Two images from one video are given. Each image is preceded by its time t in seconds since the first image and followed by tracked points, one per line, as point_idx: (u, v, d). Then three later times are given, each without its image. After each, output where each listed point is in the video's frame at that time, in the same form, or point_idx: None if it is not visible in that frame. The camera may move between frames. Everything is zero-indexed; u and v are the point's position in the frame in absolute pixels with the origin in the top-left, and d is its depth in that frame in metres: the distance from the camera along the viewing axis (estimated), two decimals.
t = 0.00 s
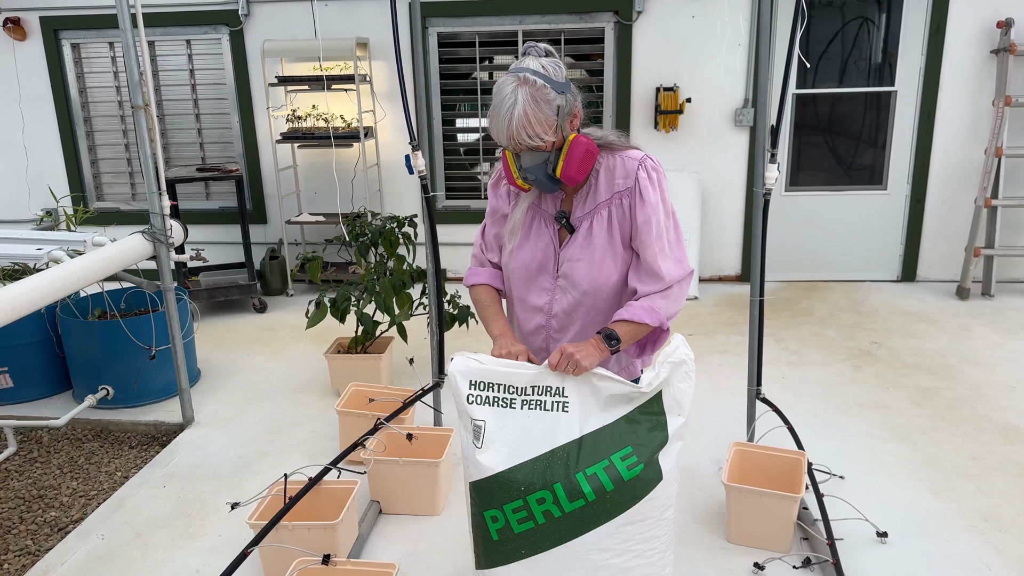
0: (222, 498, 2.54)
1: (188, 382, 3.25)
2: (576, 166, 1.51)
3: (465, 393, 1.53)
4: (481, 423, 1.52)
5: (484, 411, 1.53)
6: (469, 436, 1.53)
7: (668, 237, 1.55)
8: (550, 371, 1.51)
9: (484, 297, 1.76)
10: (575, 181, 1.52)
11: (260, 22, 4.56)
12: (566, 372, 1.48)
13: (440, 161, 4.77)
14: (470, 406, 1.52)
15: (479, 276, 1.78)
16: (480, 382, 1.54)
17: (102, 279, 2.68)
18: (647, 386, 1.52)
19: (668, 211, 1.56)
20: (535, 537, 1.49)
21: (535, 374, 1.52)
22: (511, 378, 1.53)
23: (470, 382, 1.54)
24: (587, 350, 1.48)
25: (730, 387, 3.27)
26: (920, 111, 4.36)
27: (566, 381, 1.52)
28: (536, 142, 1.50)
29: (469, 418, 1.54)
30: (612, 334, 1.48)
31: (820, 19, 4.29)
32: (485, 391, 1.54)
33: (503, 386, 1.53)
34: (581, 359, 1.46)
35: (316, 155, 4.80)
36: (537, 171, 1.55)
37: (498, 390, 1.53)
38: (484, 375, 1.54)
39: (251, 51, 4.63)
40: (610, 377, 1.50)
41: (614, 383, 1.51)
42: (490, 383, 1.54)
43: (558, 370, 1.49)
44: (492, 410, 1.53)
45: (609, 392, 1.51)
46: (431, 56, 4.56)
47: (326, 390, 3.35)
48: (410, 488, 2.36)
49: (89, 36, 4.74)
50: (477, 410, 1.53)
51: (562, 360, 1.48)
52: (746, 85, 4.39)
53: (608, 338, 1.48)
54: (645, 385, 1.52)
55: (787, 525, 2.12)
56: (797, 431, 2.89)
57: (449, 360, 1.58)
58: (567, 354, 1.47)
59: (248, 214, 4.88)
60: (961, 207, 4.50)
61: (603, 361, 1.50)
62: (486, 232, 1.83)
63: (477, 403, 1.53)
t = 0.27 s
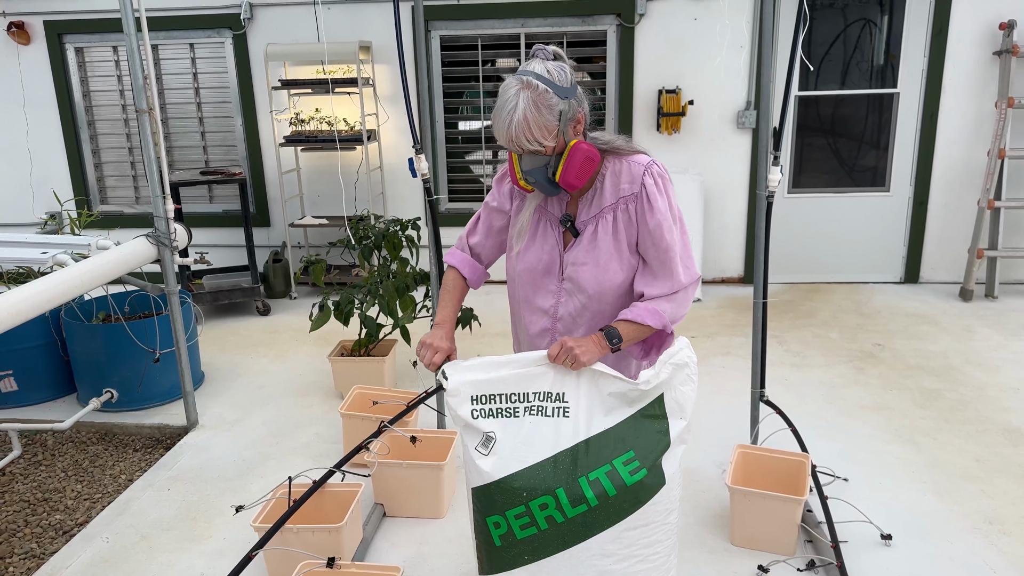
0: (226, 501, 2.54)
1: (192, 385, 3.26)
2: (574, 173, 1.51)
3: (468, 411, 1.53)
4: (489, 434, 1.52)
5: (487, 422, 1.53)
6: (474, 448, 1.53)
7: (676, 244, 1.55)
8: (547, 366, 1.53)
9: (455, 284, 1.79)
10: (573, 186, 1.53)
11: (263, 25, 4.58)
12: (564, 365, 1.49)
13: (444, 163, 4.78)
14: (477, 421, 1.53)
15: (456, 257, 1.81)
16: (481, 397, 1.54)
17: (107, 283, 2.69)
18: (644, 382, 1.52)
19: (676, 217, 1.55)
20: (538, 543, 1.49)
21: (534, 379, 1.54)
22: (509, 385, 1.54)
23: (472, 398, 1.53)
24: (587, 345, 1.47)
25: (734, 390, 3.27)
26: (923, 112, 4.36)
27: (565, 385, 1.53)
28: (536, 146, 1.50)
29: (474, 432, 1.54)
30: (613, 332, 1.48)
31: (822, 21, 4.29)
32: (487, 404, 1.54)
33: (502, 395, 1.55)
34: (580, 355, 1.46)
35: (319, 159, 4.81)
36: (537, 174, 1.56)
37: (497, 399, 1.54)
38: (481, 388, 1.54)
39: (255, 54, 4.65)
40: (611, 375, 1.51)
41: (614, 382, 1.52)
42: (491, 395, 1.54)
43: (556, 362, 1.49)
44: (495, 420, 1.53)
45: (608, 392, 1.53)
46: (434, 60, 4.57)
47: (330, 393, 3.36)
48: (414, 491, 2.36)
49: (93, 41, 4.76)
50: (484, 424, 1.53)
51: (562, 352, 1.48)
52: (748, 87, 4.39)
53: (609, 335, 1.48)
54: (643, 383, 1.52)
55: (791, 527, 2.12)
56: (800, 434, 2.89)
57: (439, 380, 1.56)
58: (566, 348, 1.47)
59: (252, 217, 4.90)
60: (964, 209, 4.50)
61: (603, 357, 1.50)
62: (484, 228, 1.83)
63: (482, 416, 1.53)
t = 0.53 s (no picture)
0: (228, 504, 2.54)
1: (193, 388, 3.26)
2: (565, 175, 1.51)
3: (475, 411, 1.55)
4: (493, 436, 1.53)
5: (493, 424, 1.54)
6: (478, 449, 1.54)
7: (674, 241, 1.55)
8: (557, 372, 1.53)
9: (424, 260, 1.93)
10: (565, 188, 1.52)
11: (264, 29, 4.59)
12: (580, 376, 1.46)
13: (445, 166, 4.78)
14: (483, 422, 1.54)
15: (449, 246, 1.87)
16: (490, 399, 1.56)
17: (108, 286, 2.69)
18: (650, 400, 1.51)
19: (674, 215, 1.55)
20: (540, 547, 1.48)
21: (546, 386, 1.54)
22: (519, 390, 1.55)
23: (481, 399, 1.56)
24: (602, 353, 1.45)
25: (736, 392, 3.27)
26: (925, 114, 4.35)
27: (575, 392, 1.53)
28: (527, 149, 1.51)
29: (480, 432, 1.55)
30: (626, 334, 1.47)
31: (823, 23, 4.29)
32: (496, 406, 1.55)
33: (511, 398, 1.56)
34: (597, 364, 1.44)
35: (321, 162, 4.81)
36: (529, 176, 1.55)
37: (506, 402, 1.55)
38: (492, 390, 1.56)
39: (256, 58, 4.65)
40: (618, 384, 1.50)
41: (620, 393, 1.51)
42: (500, 398, 1.55)
43: (570, 374, 1.47)
44: (501, 423, 1.54)
45: (615, 402, 1.52)
46: (435, 62, 4.58)
47: (332, 396, 3.36)
48: (415, 494, 2.36)
49: (94, 44, 4.77)
50: (490, 425, 1.54)
51: (576, 364, 1.46)
52: (749, 89, 4.39)
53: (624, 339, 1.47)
54: (649, 400, 1.51)
55: (793, 529, 2.12)
56: (803, 436, 2.88)
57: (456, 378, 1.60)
58: (581, 359, 1.45)
59: (253, 220, 4.90)
60: (966, 210, 4.49)
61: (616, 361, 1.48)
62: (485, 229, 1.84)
63: (489, 418, 1.55)
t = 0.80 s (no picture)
0: (228, 508, 2.54)
1: (194, 391, 3.26)
2: (558, 176, 1.50)
3: (472, 414, 1.53)
4: (491, 439, 1.52)
5: (491, 427, 1.53)
6: (476, 452, 1.53)
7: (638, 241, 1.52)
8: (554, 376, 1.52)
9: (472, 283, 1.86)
10: (558, 190, 1.52)
11: (265, 32, 4.59)
12: (519, 381, 1.46)
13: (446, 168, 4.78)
14: (481, 426, 1.52)
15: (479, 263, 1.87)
16: (488, 402, 1.54)
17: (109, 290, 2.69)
18: (649, 402, 1.52)
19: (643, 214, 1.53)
20: (539, 551, 1.48)
21: (544, 390, 1.53)
22: (517, 393, 1.53)
23: (478, 402, 1.53)
24: (537, 355, 1.45)
25: (737, 394, 3.26)
26: (926, 115, 4.35)
27: (574, 396, 1.52)
28: (517, 151, 1.51)
29: (478, 436, 1.53)
30: (561, 336, 1.45)
31: (823, 24, 4.29)
32: (493, 409, 1.53)
33: (509, 401, 1.54)
34: (532, 366, 1.45)
35: (321, 165, 4.82)
36: (521, 180, 1.55)
37: (504, 405, 1.53)
38: (490, 393, 1.54)
39: (257, 61, 4.66)
40: (616, 384, 1.50)
41: (618, 395, 1.51)
42: (497, 402, 1.54)
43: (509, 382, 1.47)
44: (500, 426, 1.53)
45: (613, 404, 1.52)
46: (436, 65, 4.58)
47: (332, 399, 3.36)
48: (415, 497, 2.36)
49: (95, 48, 4.78)
50: (488, 429, 1.53)
51: (513, 369, 1.46)
52: (750, 91, 4.39)
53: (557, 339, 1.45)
54: (647, 402, 1.52)
55: (795, 532, 2.11)
56: (804, 438, 2.88)
57: (452, 381, 1.58)
58: (517, 362, 1.45)
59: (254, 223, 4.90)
60: (967, 212, 4.48)
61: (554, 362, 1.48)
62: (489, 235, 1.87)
63: (487, 421, 1.53)
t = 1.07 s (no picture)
0: (229, 511, 2.54)
1: (195, 394, 3.26)
2: (552, 180, 1.50)
3: (474, 412, 1.54)
4: (492, 439, 1.52)
5: (493, 426, 1.53)
6: (477, 451, 1.53)
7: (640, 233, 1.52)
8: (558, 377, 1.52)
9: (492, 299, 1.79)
10: (553, 193, 1.52)
11: (266, 35, 4.60)
12: (531, 381, 1.46)
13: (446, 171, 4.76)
14: (482, 424, 1.53)
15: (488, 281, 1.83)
16: (490, 401, 1.54)
17: (110, 293, 2.69)
18: (649, 404, 1.51)
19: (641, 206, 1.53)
20: (540, 552, 1.47)
21: (545, 391, 1.53)
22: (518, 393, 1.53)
23: (480, 401, 1.54)
24: (551, 357, 1.47)
25: (738, 396, 3.26)
26: (927, 116, 4.34)
27: (576, 398, 1.52)
28: (510, 160, 1.50)
29: (479, 435, 1.54)
30: (576, 336, 1.46)
31: (824, 26, 4.29)
32: (495, 408, 1.54)
33: (511, 401, 1.54)
34: (546, 367, 1.46)
35: (322, 167, 4.82)
36: (517, 188, 1.56)
37: (506, 405, 1.54)
38: (492, 393, 1.54)
39: (258, 64, 4.66)
40: (616, 385, 1.50)
41: (618, 397, 1.51)
42: (499, 401, 1.54)
43: (519, 383, 1.46)
44: (501, 425, 1.53)
45: (614, 406, 1.51)
46: (437, 67, 4.58)
47: (333, 401, 3.36)
48: (416, 500, 2.35)
49: (96, 51, 4.79)
50: (489, 427, 1.53)
51: (524, 368, 1.47)
52: (751, 92, 4.39)
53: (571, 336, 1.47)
54: (648, 403, 1.51)
55: (797, 535, 2.11)
56: (805, 440, 2.87)
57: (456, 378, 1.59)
58: (530, 363, 1.46)
59: (255, 226, 4.90)
60: (969, 212, 4.48)
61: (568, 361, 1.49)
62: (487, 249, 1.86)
63: (488, 420, 1.53)
